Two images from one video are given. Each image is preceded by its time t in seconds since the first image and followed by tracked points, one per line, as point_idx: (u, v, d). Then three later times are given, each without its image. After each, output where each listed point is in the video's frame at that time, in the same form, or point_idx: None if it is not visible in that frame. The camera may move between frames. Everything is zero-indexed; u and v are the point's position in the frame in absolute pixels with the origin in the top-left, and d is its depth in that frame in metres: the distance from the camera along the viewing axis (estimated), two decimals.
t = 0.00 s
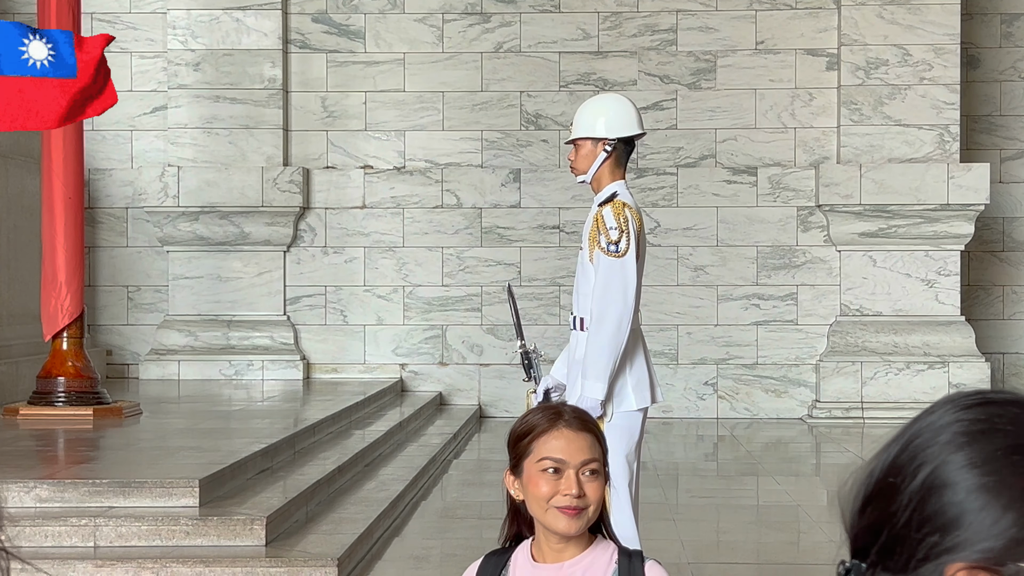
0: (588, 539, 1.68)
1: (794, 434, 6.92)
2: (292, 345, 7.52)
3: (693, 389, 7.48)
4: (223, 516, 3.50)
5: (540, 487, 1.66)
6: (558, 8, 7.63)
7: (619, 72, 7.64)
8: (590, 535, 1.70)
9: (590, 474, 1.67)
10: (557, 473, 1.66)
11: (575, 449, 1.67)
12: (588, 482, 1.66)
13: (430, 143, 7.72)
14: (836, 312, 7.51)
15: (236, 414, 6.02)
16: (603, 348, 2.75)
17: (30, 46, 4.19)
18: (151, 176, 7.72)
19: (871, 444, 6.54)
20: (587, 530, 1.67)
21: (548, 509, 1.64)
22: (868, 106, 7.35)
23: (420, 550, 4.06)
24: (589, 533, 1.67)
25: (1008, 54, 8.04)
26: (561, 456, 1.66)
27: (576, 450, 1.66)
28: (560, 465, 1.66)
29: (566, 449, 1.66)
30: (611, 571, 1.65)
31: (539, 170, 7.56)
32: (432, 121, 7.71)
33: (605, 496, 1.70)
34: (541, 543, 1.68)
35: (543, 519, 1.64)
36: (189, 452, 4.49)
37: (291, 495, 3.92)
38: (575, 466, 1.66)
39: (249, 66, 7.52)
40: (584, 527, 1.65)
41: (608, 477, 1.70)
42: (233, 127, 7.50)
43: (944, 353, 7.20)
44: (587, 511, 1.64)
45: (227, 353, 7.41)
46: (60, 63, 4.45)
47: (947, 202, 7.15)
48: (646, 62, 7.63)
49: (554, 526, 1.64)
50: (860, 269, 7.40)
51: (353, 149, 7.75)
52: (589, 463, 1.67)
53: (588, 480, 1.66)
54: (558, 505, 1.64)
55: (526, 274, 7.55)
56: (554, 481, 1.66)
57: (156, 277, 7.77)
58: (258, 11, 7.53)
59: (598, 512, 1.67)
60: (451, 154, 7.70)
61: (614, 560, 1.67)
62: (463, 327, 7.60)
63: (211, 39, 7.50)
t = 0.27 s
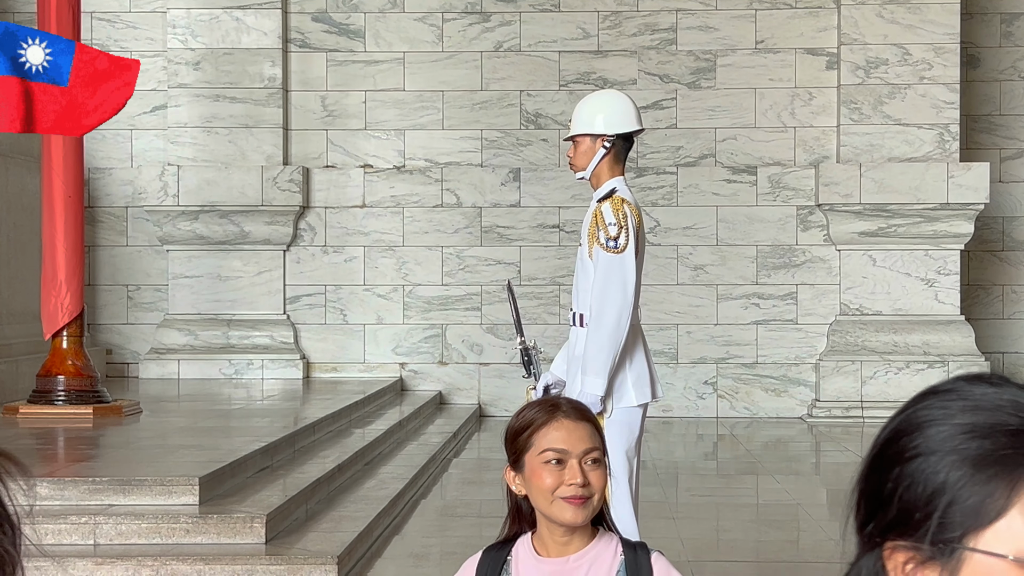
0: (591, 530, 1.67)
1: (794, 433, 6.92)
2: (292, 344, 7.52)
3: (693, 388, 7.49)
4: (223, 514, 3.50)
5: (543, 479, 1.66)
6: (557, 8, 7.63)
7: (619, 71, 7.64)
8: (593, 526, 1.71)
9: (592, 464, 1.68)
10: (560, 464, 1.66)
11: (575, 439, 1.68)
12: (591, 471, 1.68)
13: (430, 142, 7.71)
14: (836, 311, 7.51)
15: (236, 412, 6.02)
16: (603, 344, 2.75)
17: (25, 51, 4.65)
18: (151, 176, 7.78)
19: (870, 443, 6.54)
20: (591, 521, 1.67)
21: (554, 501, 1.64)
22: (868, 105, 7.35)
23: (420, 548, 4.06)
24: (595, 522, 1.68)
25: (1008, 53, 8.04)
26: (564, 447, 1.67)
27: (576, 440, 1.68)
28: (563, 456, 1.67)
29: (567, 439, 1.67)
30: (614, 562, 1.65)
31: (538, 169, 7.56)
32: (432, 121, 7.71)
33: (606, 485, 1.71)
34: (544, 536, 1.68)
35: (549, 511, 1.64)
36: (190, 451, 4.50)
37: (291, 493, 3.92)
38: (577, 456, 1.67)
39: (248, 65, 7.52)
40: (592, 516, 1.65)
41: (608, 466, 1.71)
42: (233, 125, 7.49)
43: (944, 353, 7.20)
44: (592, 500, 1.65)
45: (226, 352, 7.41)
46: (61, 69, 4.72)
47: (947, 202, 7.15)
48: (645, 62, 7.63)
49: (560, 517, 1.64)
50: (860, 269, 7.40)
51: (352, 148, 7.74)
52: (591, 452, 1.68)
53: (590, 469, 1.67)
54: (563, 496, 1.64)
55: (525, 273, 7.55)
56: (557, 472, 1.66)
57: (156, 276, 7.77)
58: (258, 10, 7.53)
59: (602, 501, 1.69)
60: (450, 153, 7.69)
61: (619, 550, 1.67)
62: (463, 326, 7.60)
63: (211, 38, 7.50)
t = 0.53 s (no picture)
0: (595, 523, 1.69)
1: (794, 432, 6.92)
2: (292, 343, 7.52)
3: (693, 387, 7.49)
4: (223, 511, 3.51)
5: (550, 475, 1.68)
6: (557, 7, 7.64)
7: (619, 70, 7.65)
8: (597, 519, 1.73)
9: (597, 458, 1.71)
10: (567, 460, 1.69)
11: (580, 434, 1.71)
12: (596, 465, 1.71)
13: (430, 141, 7.71)
14: (835, 310, 7.51)
15: (236, 411, 6.02)
16: (603, 339, 2.76)
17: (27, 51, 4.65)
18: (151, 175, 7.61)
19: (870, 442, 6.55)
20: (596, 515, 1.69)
21: (561, 496, 1.66)
22: (868, 105, 7.36)
23: (420, 545, 4.06)
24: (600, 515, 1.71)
25: (1008, 53, 8.05)
26: (571, 442, 1.70)
27: (581, 436, 1.70)
28: (569, 451, 1.70)
29: (574, 434, 1.70)
30: (618, 552, 1.67)
31: (538, 168, 7.56)
32: (432, 120, 7.71)
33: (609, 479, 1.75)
34: (548, 530, 1.69)
35: (556, 505, 1.66)
36: (190, 449, 4.50)
37: (292, 491, 3.92)
38: (584, 451, 1.70)
39: (249, 64, 7.53)
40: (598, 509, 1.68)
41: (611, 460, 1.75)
42: (233, 124, 7.50)
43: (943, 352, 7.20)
44: (599, 493, 1.68)
45: (227, 351, 7.41)
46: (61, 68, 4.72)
47: (947, 201, 7.15)
48: (645, 61, 7.63)
49: (567, 511, 1.65)
50: (859, 268, 7.40)
51: (352, 147, 7.74)
52: (596, 446, 1.71)
53: (596, 463, 1.70)
54: (571, 491, 1.66)
55: (525, 272, 7.55)
56: (564, 468, 1.69)
57: (156, 275, 7.77)
58: (258, 9, 7.54)
59: (606, 496, 1.71)
60: (451, 152, 7.69)
61: (622, 542, 1.68)
62: (463, 325, 7.61)
63: (211, 37, 7.51)
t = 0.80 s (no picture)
0: (597, 516, 1.69)
1: (794, 431, 6.93)
2: (293, 342, 7.52)
3: (693, 386, 7.50)
4: (224, 509, 3.51)
5: (551, 469, 1.68)
6: (557, 6, 7.64)
7: (619, 69, 7.64)
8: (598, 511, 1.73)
9: (598, 450, 1.71)
10: (568, 453, 1.69)
11: (581, 427, 1.71)
12: (598, 457, 1.71)
13: (430, 140, 7.70)
14: (836, 309, 7.51)
15: (236, 410, 6.02)
16: (604, 336, 2.76)
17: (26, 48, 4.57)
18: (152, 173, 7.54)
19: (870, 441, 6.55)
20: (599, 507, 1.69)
21: (562, 489, 1.66)
22: (868, 104, 7.36)
23: (420, 544, 4.06)
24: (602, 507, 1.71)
25: (1007, 52, 8.05)
26: (572, 436, 1.70)
27: (581, 429, 1.70)
28: (570, 445, 1.70)
29: (575, 427, 1.70)
30: (619, 544, 1.66)
31: (539, 167, 7.56)
32: (432, 119, 7.71)
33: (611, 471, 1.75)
34: (550, 521, 1.69)
35: (558, 499, 1.66)
36: (190, 448, 4.50)
37: (292, 490, 3.92)
38: (585, 444, 1.70)
39: (249, 63, 7.53)
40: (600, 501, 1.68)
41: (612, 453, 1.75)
42: (233, 124, 7.50)
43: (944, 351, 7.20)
44: (601, 485, 1.68)
45: (227, 351, 7.42)
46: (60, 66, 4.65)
47: (947, 200, 7.15)
48: (646, 60, 7.64)
49: (570, 505, 1.65)
50: (859, 267, 7.40)
51: (353, 146, 7.73)
52: (598, 439, 1.71)
53: (597, 455, 1.71)
54: (572, 485, 1.66)
55: (526, 271, 7.55)
56: (565, 462, 1.69)
57: (156, 274, 7.77)
58: (258, 8, 7.54)
59: (608, 487, 1.71)
60: (451, 151, 7.68)
61: (622, 534, 1.68)
62: (463, 324, 7.61)
63: (211, 36, 7.51)
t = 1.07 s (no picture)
0: (597, 513, 1.68)
1: (794, 431, 6.92)
2: (293, 342, 7.52)
3: (694, 386, 7.49)
4: (224, 509, 3.51)
5: (548, 466, 1.68)
6: (558, 6, 7.64)
7: (619, 69, 7.64)
8: (597, 507, 1.73)
9: (596, 448, 1.70)
10: (565, 451, 1.68)
11: (578, 425, 1.70)
12: (595, 455, 1.70)
13: (430, 140, 7.70)
14: (836, 309, 7.50)
15: (236, 409, 6.01)
16: (604, 334, 2.76)
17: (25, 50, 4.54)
18: (152, 174, 7.50)
19: (871, 441, 6.55)
20: (598, 504, 1.68)
21: (559, 487, 1.65)
22: (868, 103, 7.36)
23: (420, 543, 4.06)
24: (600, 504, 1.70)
25: (1008, 52, 8.05)
26: (569, 434, 1.69)
27: (579, 426, 1.69)
28: (567, 442, 1.69)
29: (572, 425, 1.69)
30: (618, 542, 1.65)
31: (539, 167, 7.56)
32: (432, 119, 7.71)
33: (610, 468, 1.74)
34: (549, 519, 1.69)
35: (555, 496, 1.65)
36: (190, 447, 4.50)
37: (292, 489, 3.92)
38: (582, 442, 1.69)
39: (249, 63, 7.53)
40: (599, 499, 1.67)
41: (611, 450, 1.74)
42: (233, 123, 7.50)
43: (944, 351, 7.20)
44: (598, 483, 1.67)
45: (227, 350, 7.42)
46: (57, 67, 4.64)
47: (948, 200, 7.15)
48: (646, 60, 7.64)
49: (567, 502, 1.65)
50: (859, 267, 7.40)
51: (353, 146, 7.73)
52: (595, 437, 1.70)
53: (595, 453, 1.69)
54: (570, 482, 1.65)
55: (526, 271, 7.55)
56: (563, 459, 1.68)
57: (157, 274, 7.77)
58: (258, 8, 7.54)
59: (606, 485, 1.70)
60: (451, 151, 7.68)
61: (622, 532, 1.67)
62: (463, 324, 7.60)
63: (211, 36, 7.51)
